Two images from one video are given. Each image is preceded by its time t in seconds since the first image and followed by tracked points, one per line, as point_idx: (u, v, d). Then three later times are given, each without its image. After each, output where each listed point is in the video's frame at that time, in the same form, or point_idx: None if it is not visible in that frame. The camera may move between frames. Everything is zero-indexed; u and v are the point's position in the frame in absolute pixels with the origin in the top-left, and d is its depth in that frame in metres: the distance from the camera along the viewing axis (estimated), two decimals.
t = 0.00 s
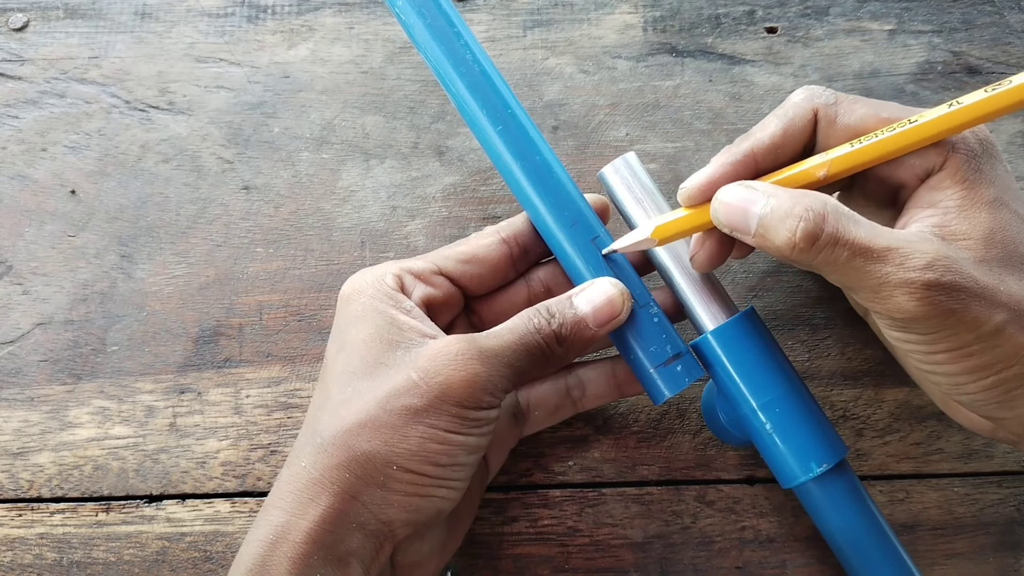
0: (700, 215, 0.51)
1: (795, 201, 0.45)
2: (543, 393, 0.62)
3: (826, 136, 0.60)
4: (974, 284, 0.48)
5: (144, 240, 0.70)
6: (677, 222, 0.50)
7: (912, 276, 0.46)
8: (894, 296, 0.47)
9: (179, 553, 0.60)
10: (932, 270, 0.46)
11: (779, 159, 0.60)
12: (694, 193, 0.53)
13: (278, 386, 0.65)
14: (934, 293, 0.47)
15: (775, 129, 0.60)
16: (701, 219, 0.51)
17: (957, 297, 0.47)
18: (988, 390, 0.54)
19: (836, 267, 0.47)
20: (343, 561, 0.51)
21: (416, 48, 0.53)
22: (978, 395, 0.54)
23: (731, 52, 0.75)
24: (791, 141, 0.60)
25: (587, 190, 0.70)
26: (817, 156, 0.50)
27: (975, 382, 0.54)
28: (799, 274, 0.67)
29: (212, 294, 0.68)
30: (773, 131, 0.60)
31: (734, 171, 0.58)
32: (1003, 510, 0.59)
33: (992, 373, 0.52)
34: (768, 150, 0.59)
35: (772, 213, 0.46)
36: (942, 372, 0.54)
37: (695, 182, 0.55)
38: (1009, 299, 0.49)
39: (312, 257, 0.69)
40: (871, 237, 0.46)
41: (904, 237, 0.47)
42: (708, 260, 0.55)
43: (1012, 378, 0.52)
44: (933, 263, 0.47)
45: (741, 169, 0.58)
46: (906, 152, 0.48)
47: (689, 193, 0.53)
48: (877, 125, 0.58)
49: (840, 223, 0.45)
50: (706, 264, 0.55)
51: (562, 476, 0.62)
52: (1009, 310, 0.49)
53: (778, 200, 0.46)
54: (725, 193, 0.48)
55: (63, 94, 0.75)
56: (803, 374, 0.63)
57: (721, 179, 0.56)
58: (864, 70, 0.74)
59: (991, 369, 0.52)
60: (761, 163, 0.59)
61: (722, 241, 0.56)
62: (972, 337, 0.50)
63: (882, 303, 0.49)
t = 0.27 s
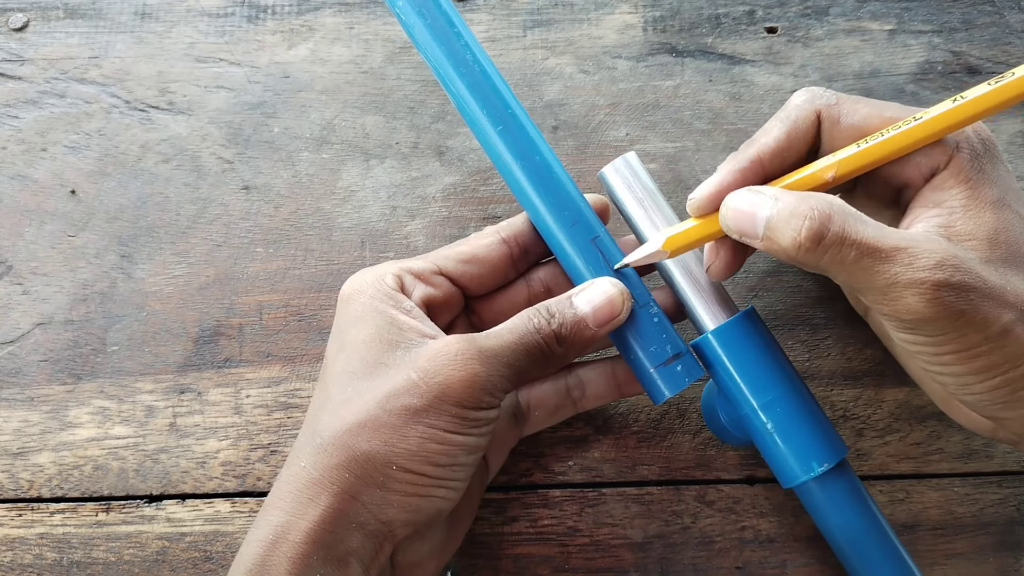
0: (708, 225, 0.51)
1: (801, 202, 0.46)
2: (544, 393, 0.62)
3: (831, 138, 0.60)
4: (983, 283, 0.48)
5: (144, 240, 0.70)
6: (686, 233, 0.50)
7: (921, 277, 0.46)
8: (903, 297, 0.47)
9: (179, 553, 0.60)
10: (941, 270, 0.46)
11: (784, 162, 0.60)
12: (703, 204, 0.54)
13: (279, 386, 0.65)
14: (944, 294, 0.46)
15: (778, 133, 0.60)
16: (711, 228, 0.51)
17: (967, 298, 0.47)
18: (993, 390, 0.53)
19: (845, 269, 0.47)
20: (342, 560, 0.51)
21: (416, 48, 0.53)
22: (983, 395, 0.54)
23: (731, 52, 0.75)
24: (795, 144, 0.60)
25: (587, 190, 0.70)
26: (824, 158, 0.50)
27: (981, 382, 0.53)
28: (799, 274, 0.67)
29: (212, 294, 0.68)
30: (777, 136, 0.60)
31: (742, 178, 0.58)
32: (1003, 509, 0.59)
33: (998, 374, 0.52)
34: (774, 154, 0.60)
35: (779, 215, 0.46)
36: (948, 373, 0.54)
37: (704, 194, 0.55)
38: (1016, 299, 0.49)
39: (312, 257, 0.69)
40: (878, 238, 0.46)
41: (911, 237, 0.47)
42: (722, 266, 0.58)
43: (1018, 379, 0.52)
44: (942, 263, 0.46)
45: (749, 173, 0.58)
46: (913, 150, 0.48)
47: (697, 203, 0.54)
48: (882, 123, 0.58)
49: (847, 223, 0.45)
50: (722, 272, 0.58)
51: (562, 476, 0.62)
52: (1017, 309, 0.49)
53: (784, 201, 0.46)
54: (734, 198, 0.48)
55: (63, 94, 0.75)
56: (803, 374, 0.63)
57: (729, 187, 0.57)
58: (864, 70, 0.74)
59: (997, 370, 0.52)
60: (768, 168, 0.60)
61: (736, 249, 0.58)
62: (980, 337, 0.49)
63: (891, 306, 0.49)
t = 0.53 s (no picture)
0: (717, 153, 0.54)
1: (832, 161, 0.47)
2: (543, 393, 0.62)
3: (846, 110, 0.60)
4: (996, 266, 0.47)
5: (144, 240, 0.70)
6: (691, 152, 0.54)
7: (935, 243, 0.45)
8: (914, 264, 0.46)
9: (179, 553, 0.60)
10: (958, 242, 0.45)
11: (786, 116, 0.61)
12: (697, 124, 0.57)
13: (278, 386, 0.65)
14: (959, 269, 0.46)
15: (792, 87, 0.60)
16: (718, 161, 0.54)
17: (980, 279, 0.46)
18: (1000, 378, 0.53)
19: (865, 232, 0.47)
20: (341, 561, 0.51)
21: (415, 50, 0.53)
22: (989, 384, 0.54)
23: (731, 52, 0.75)
24: (803, 102, 0.60)
25: (587, 190, 0.70)
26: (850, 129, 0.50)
27: (988, 370, 0.53)
28: (799, 274, 0.67)
29: (212, 294, 0.68)
30: (789, 88, 0.60)
31: (741, 113, 0.58)
32: (1003, 509, 0.59)
33: (1007, 361, 0.52)
34: (779, 104, 0.60)
35: (807, 167, 0.48)
36: (956, 360, 0.53)
37: (703, 114, 0.57)
38: None
39: (312, 257, 0.69)
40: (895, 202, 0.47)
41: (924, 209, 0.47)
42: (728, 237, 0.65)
43: None
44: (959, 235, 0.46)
45: (748, 115, 0.58)
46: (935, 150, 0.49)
47: (691, 122, 0.57)
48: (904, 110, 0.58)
49: (872, 182, 0.47)
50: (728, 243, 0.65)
51: (562, 476, 0.62)
52: None
53: (814, 158, 0.48)
54: (761, 140, 0.51)
55: (63, 94, 0.75)
56: (803, 373, 0.63)
57: (728, 116, 0.57)
58: (864, 70, 0.74)
59: (1005, 357, 0.51)
60: (768, 115, 0.60)
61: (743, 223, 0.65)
62: (990, 321, 0.49)
63: (900, 279, 0.48)
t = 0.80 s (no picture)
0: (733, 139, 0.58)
1: (837, 166, 0.48)
2: (542, 394, 0.62)
3: (855, 107, 0.59)
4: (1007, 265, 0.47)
5: (144, 240, 0.70)
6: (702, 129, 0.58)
7: (944, 247, 0.45)
8: (924, 267, 0.46)
9: (179, 553, 0.60)
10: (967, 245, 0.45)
11: (796, 111, 0.59)
12: (712, 127, 0.56)
13: (278, 386, 0.65)
14: (971, 271, 0.45)
15: (802, 81, 0.59)
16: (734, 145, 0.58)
17: (991, 279, 0.46)
18: (1003, 377, 0.53)
19: (871, 236, 0.47)
20: (340, 562, 0.51)
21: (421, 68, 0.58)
22: (993, 383, 0.54)
23: (731, 52, 0.75)
24: (813, 97, 0.59)
25: (587, 190, 0.70)
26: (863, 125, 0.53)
27: (992, 368, 0.53)
28: (799, 274, 0.67)
29: (212, 294, 0.68)
30: (800, 82, 0.58)
31: (753, 110, 0.57)
32: (1003, 509, 0.59)
33: (1011, 360, 0.52)
34: (789, 99, 0.58)
35: (810, 172, 0.49)
36: (962, 358, 0.53)
37: (716, 116, 0.56)
38: None
39: (312, 257, 0.69)
40: (901, 205, 0.47)
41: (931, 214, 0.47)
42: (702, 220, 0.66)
43: None
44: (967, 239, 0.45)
45: (760, 112, 0.57)
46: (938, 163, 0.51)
47: (707, 126, 0.56)
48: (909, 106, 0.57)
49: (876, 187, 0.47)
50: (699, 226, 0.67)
51: (562, 476, 0.62)
52: None
53: (819, 162, 0.49)
54: (769, 147, 0.52)
55: (63, 94, 0.75)
56: (803, 373, 0.64)
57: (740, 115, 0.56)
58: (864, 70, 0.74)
59: (1010, 357, 0.51)
60: (778, 110, 0.58)
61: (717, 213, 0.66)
62: (997, 321, 0.49)
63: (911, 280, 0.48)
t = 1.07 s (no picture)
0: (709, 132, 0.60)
1: (744, 233, 0.51)
2: (541, 394, 0.62)
3: (806, 108, 0.60)
4: (916, 298, 0.49)
5: (144, 240, 0.70)
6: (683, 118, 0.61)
7: (846, 294, 0.49)
8: (835, 311, 0.50)
9: (179, 553, 0.60)
10: (866, 287, 0.48)
11: (755, 107, 0.60)
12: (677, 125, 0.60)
13: (278, 386, 0.65)
14: (870, 309, 0.48)
15: (758, 78, 0.60)
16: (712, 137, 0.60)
17: (893, 311, 0.48)
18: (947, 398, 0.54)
19: (791, 289, 0.52)
20: (337, 561, 0.52)
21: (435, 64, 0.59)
22: (939, 403, 0.55)
23: (731, 52, 0.75)
24: (769, 94, 0.60)
25: (587, 190, 0.70)
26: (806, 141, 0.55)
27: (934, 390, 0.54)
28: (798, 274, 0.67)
29: (212, 294, 0.68)
30: (755, 79, 0.60)
31: (714, 106, 0.59)
32: (1003, 509, 0.59)
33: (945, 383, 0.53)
34: (745, 95, 0.60)
35: (721, 244, 0.52)
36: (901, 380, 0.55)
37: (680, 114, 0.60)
38: (954, 311, 0.49)
39: (312, 257, 0.69)
40: (810, 258, 0.50)
41: (842, 258, 0.50)
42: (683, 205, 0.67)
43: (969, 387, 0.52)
44: (868, 282, 0.49)
45: (721, 107, 0.59)
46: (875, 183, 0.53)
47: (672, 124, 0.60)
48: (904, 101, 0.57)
49: (784, 249, 0.51)
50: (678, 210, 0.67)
51: (562, 475, 0.62)
52: (954, 322, 0.49)
53: (727, 231, 0.52)
54: (676, 220, 0.53)
55: (63, 94, 0.75)
56: (803, 374, 0.64)
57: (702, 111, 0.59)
58: (864, 70, 0.74)
59: (944, 380, 0.52)
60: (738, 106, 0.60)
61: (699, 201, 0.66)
62: (919, 348, 0.51)
63: (827, 315, 0.52)
